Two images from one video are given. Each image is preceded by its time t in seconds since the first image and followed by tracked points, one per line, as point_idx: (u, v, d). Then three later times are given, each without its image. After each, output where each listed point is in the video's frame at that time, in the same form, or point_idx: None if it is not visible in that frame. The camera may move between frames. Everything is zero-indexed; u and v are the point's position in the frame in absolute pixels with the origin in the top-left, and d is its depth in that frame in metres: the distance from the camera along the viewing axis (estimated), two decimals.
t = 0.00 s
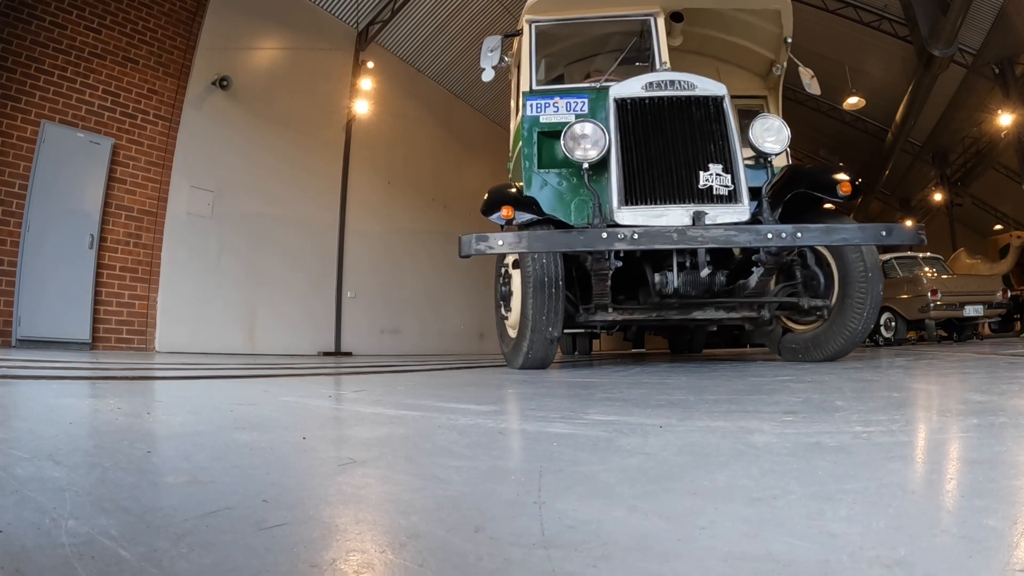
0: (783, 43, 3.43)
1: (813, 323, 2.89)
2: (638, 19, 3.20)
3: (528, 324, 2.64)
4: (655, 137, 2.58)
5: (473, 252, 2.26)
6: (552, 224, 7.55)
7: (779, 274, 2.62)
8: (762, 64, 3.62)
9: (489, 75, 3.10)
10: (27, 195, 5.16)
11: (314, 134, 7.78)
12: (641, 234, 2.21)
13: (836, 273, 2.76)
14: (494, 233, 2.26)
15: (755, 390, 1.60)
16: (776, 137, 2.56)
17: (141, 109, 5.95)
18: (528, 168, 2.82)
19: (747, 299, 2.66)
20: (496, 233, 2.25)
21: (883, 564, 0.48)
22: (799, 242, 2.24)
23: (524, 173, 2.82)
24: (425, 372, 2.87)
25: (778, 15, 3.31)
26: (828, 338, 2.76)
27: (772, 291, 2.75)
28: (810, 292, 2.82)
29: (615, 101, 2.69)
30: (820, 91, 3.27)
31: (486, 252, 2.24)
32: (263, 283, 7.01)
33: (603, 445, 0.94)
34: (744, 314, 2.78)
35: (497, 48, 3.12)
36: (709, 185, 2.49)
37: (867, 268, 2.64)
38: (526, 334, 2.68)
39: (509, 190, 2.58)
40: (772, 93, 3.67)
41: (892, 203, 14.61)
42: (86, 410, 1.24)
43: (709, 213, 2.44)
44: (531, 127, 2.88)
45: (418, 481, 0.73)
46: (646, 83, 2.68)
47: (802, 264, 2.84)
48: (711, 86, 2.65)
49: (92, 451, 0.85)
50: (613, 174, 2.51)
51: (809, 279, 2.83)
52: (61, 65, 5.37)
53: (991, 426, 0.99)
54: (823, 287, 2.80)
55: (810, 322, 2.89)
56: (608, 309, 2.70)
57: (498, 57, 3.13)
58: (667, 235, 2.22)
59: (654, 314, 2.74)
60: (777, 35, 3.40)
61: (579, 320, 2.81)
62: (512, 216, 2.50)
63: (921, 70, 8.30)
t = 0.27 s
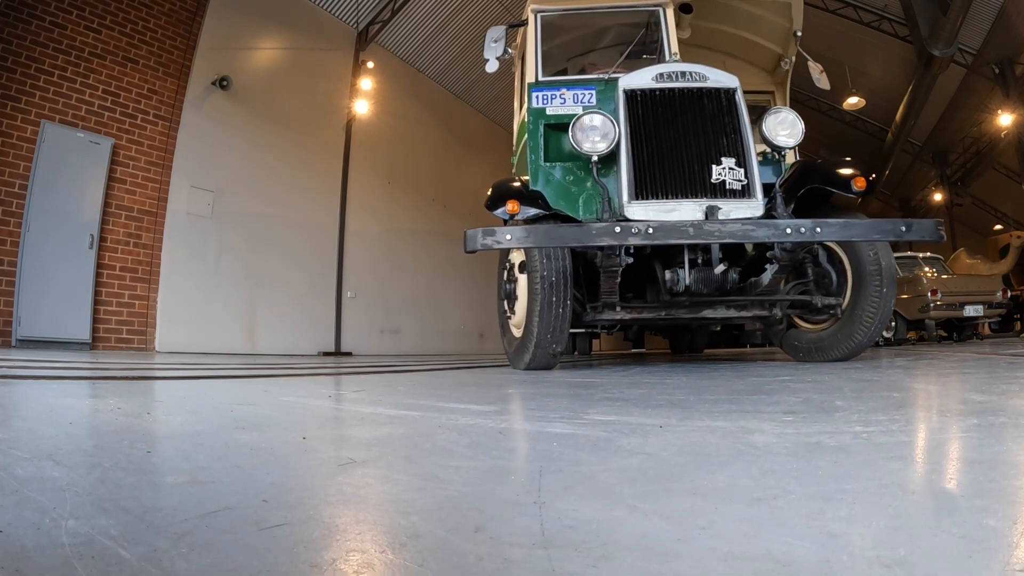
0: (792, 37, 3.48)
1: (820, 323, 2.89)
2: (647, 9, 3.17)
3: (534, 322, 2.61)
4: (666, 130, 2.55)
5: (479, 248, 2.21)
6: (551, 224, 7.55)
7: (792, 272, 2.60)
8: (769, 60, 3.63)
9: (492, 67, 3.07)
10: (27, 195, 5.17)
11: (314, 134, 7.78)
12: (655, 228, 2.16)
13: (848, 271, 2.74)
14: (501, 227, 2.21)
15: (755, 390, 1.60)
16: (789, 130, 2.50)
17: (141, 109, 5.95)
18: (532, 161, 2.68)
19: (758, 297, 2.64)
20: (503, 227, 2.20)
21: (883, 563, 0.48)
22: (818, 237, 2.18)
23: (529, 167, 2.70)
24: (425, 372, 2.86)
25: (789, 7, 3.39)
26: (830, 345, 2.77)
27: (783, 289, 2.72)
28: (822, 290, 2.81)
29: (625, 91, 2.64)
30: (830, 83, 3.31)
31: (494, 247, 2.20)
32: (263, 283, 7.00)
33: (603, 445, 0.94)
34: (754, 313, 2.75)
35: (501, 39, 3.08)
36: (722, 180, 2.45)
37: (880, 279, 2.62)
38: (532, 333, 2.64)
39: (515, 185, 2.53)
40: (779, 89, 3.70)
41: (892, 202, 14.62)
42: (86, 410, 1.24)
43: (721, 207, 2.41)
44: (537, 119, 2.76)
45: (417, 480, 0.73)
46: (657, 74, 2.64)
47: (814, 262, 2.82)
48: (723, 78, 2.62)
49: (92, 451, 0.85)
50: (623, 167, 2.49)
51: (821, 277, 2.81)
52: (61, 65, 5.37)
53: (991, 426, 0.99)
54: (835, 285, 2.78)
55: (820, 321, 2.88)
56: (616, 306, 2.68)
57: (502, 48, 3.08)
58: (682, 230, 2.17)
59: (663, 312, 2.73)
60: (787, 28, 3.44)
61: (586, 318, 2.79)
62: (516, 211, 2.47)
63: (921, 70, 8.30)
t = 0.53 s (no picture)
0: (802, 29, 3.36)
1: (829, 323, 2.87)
2: None
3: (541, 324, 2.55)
4: (677, 123, 2.49)
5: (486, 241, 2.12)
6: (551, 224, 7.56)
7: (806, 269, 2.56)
8: (777, 54, 3.53)
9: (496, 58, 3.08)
10: (27, 195, 5.17)
11: (314, 134, 7.79)
12: (670, 223, 2.12)
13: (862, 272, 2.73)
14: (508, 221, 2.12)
15: (755, 390, 1.60)
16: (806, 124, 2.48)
17: (141, 109, 5.95)
18: (539, 155, 2.65)
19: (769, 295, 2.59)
20: (510, 220, 2.13)
21: (883, 563, 0.48)
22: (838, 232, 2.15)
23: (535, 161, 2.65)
24: (425, 372, 2.86)
25: None
26: (832, 349, 2.78)
27: (795, 288, 2.68)
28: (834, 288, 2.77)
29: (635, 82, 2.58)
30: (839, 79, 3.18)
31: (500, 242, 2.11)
32: (263, 283, 7.00)
33: (602, 445, 0.94)
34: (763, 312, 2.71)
35: (505, 29, 3.05)
36: (734, 174, 2.41)
37: (896, 294, 2.60)
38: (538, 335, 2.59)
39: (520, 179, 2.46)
40: (788, 85, 3.56)
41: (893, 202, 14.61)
42: (86, 410, 1.24)
43: (734, 202, 2.36)
44: (543, 111, 2.73)
45: (417, 480, 0.73)
46: (666, 65, 2.59)
47: (825, 260, 2.79)
48: (735, 70, 2.58)
49: (92, 451, 0.85)
50: (633, 161, 2.43)
51: (832, 275, 2.79)
52: (61, 65, 5.37)
53: (993, 426, 0.99)
54: (847, 283, 2.75)
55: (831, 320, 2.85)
56: (624, 305, 2.64)
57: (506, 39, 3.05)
58: (699, 225, 2.12)
59: (672, 311, 2.70)
60: (796, 20, 3.37)
61: (593, 318, 2.74)
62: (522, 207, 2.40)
63: (921, 70, 8.31)
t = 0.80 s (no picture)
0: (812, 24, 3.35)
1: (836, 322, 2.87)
2: None
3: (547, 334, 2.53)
4: (689, 116, 2.47)
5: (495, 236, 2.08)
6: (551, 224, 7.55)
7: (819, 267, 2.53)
8: (785, 49, 3.52)
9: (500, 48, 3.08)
10: (27, 195, 5.17)
11: (314, 134, 7.79)
12: (687, 216, 2.07)
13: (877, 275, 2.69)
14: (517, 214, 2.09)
15: (756, 390, 1.60)
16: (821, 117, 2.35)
17: (141, 109, 5.95)
18: (547, 148, 2.60)
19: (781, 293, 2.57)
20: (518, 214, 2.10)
21: (883, 563, 0.48)
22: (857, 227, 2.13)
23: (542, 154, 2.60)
24: (425, 371, 2.86)
25: None
26: (834, 351, 2.81)
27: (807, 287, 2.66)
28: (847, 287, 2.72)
29: (645, 73, 2.56)
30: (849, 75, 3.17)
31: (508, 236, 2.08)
32: (263, 283, 7.00)
33: (603, 445, 0.94)
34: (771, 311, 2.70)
35: (510, 19, 3.02)
36: (749, 168, 2.39)
37: (908, 307, 2.59)
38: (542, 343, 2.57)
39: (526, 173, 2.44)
40: (794, 80, 3.57)
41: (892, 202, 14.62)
42: (86, 410, 1.24)
43: (749, 196, 2.34)
44: (551, 103, 2.70)
45: (417, 481, 0.73)
46: (677, 57, 2.57)
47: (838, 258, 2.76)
48: (747, 62, 2.55)
49: (92, 451, 0.85)
50: (644, 155, 2.41)
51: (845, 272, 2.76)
52: (60, 65, 5.37)
53: (993, 425, 0.99)
54: (860, 281, 2.71)
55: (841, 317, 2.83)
56: (633, 304, 2.63)
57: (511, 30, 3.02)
58: (717, 219, 2.07)
59: (682, 309, 2.67)
60: (805, 15, 3.34)
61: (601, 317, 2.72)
62: (528, 200, 2.37)
63: (921, 70, 8.31)
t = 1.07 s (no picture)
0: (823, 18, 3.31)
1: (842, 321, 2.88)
2: None
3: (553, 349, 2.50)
4: (703, 108, 2.42)
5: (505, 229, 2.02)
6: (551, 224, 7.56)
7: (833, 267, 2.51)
8: (794, 44, 3.49)
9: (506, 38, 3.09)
10: (27, 195, 5.17)
11: (314, 134, 7.79)
12: (706, 210, 2.02)
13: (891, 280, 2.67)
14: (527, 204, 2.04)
15: (755, 390, 1.60)
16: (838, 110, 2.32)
17: (141, 109, 5.95)
18: (554, 142, 2.60)
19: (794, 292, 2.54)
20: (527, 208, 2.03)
21: (883, 563, 0.48)
22: (879, 222, 2.09)
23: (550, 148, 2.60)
24: (425, 372, 2.87)
25: None
26: (838, 351, 2.83)
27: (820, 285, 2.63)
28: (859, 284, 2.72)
29: (657, 64, 2.51)
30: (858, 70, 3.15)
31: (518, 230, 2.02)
32: (263, 284, 7.00)
33: (603, 445, 0.94)
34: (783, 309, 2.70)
35: (514, 9, 2.99)
36: (764, 162, 2.33)
37: (915, 322, 2.58)
38: (546, 353, 2.55)
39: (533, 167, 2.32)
40: (802, 76, 3.50)
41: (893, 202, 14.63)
42: (86, 410, 1.24)
43: (765, 190, 2.29)
44: (558, 95, 2.66)
45: (417, 480, 0.73)
46: (690, 47, 2.52)
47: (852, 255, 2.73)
48: (761, 54, 2.50)
49: (92, 451, 0.85)
50: (656, 148, 2.34)
51: (858, 270, 2.73)
52: (61, 65, 5.37)
53: (992, 425, 0.99)
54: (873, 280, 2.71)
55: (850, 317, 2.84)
56: (643, 302, 2.58)
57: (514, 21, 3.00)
58: (738, 213, 2.02)
59: (693, 308, 2.64)
60: (816, 8, 3.31)
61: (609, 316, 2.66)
62: (537, 194, 2.24)
63: (921, 70, 8.32)
